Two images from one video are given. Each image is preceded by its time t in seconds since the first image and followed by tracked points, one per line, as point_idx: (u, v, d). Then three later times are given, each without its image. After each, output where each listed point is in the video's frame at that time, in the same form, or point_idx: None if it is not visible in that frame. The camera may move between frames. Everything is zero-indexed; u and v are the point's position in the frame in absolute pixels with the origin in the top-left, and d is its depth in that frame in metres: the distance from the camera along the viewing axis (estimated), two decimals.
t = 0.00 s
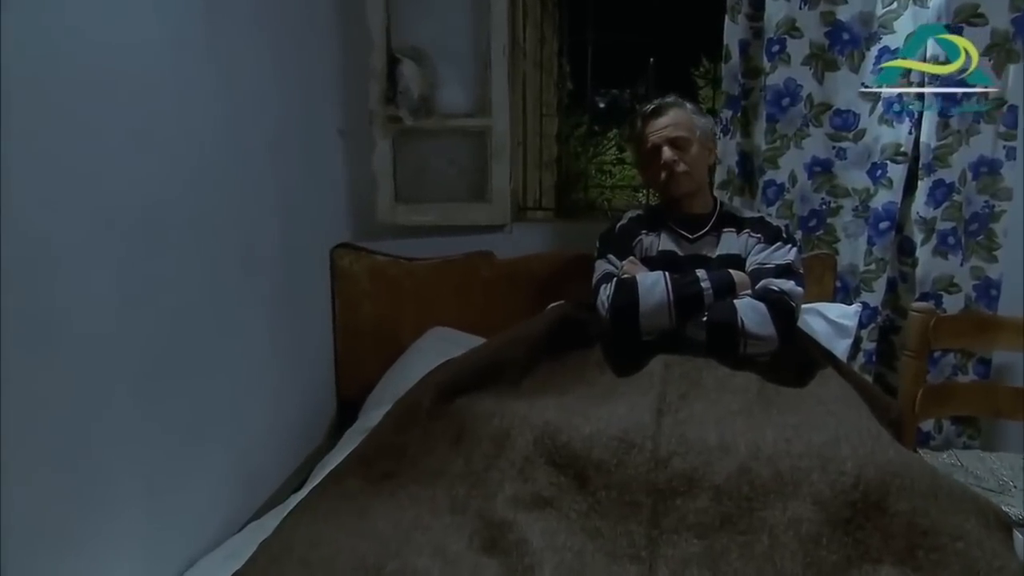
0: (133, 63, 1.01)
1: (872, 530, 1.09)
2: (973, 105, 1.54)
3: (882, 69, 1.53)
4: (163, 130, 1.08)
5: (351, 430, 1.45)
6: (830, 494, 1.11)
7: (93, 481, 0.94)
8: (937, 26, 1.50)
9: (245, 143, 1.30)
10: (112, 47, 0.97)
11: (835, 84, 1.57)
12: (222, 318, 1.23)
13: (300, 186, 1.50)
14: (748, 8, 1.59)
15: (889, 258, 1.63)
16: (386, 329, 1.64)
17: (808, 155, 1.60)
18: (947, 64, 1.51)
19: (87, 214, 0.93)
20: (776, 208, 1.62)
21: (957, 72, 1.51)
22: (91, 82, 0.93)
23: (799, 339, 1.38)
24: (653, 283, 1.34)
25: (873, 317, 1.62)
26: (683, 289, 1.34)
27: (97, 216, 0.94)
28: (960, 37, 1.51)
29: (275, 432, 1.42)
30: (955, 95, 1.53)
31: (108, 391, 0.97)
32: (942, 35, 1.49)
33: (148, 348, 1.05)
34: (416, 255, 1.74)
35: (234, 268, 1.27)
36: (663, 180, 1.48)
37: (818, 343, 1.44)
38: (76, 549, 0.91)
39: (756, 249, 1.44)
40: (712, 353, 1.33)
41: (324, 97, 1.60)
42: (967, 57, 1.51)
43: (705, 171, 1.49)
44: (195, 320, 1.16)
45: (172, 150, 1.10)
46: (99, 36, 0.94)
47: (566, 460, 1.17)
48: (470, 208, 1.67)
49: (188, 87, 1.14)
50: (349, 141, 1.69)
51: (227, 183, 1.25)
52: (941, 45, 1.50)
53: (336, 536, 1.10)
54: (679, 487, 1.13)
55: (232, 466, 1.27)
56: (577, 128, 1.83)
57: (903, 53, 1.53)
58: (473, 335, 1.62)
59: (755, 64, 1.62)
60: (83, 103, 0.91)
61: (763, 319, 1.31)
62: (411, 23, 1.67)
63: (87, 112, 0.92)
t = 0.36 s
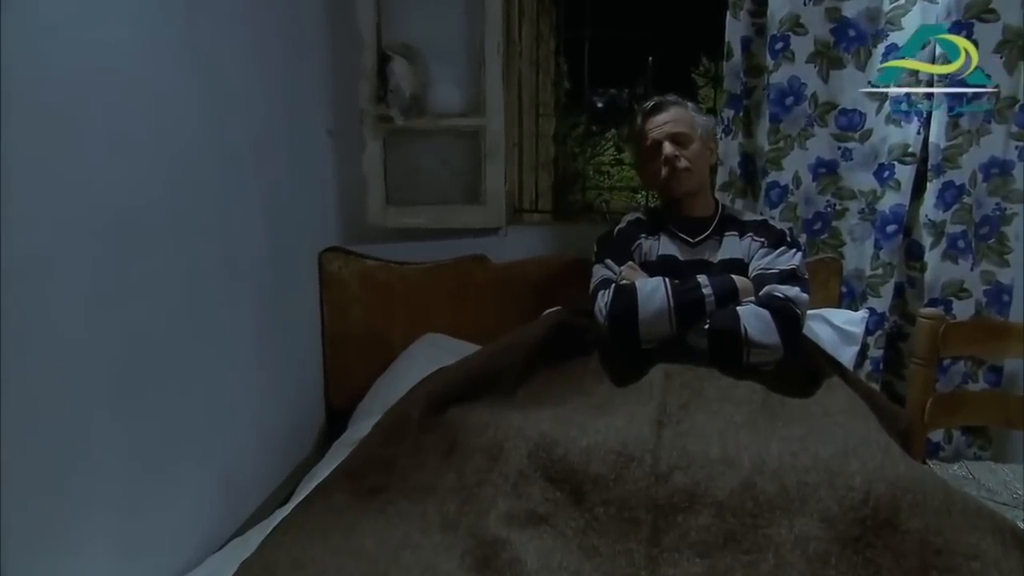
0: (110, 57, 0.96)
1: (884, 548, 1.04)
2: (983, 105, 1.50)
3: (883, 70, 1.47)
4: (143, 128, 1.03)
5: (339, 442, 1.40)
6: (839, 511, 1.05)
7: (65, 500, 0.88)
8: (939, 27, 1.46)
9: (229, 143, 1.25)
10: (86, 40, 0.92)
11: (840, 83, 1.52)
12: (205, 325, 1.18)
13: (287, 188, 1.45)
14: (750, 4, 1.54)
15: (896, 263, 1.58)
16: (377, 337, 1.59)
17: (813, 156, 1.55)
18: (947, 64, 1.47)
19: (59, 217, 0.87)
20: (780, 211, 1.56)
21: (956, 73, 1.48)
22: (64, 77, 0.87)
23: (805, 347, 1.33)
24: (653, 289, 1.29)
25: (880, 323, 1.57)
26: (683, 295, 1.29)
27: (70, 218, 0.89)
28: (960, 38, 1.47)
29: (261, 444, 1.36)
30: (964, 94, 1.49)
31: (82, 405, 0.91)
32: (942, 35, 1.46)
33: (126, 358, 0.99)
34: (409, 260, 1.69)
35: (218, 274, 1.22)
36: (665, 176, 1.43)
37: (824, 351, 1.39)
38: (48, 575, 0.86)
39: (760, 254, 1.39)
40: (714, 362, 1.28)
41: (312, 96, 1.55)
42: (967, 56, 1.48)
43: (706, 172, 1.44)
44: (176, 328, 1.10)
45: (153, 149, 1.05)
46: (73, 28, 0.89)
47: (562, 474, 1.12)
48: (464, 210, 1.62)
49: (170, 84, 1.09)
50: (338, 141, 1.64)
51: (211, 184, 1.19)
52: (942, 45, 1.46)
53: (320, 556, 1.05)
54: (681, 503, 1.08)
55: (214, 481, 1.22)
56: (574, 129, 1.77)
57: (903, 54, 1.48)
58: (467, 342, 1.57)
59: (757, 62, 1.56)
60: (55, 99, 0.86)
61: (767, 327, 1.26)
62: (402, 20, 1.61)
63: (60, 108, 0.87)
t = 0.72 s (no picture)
0: (81, 54, 0.91)
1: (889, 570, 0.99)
2: (986, 107, 1.47)
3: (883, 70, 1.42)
4: (116, 130, 0.98)
5: (323, 456, 1.35)
6: (841, 531, 1.01)
7: (32, 526, 0.83)
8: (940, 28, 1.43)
9: (208, 148, 1.20)
10: (57, 36, 0.86)
11: (839, 85, 1.48)
12: (181, 337, 1.13)
13: (269, 194, 1.40)
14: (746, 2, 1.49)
15: (897, 270, 1.53)
16: (364, 346, 1.54)
17: (810, 160, 1.51)
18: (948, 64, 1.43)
19: (27, 223, 0.82)
20: (777, 216, 1.52)
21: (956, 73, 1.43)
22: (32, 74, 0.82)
23: (805, 358, 1.28)
24: (647, 298, 1.24)
25: (880, 332, 1.52)
26: (678, 305, 1.24)
27: (38, 225, 0.84)
28: (960, 38, 1.43)
29: (241, 460, 1.31)
30: (966, 95, 1.46)
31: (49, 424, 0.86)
32: (942, 35, 1.41)
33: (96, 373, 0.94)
34: (396, 267, 1.64)
35: (194, 283, 1.16)
36: (658, 176, 1.38)
37: (824, 361, 1.34)
38: None
39: (758, 262, 1.34)
40: (711, 375, 1.23)
41: (294, 98, 1.50)
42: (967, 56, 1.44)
43: (701, 173, 1.40)
44: (151, 340, 1.05)
45: (127, 153, 1.00)
46: (43, 22, 0.84)
47: (553, 493, 1.07)
48: (453, 216, 1.58)
49: (145, 83, 1.04)
50: (322, 143, 1.59)
51: (188, 190, 1.14)
52: (942, 45, 1.42)
53: None
54: (677, 523, 1.03)
55: (193, 498, 1.16)
56: (567, 131, 1.73)
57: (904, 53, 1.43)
58: (456, 352, 1.53)
59: (754, 63, 1.52)
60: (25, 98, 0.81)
61: (765, 338, 1.21)
62: (389, 21, 1.57)
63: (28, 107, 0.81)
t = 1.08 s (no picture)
0: (52, 54, 0.86)
1: None
2: (991, 108, 1.43)
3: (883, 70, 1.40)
4: (88, 134, 0.92)
5: (307, 469, 1.30)
6: (845, 550, 0.96)
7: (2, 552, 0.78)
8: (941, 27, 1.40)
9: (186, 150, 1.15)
10: (22, 34, 0.81)
11: (840, 85, 1.44)
12: (159, 349, 1.07)
13: (252, 197, 1.36)
14: None
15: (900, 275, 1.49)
16: (351, 355, 1.49)
17: (811, 162, 1.46)
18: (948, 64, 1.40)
19: None
20: (777, 219, 1.48)
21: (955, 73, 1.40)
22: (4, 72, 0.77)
23: (807, 368, 1.24)
24: (643, 305, 1.20)
25: (883, 339, 1.48)
26: (675, 312, 1.19)
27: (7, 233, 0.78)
28: (960, 38, 1.39)
29: (223, 474, 1.27)
30: (972, 95, 1.41)
31: (18, 444, 0.81)
32: (943, 35, 1.38)
33: (66, 390, 0.88)
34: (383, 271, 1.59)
35: (173, 293, 1.11)
36: (652, 176, 1.33)
37: (825, 370, 1.29)
38: None
39: (757, 267, 1.30)
40: (709, 385, 1.19)
41: (277, 98, 1.45)
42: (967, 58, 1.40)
43: (698, 172, 1.35)
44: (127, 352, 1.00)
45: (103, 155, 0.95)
46: (8, 20, 0.78)
47: (545, 510, 1.03)
48: (442, 219, 1.53)
49: (118, 85, 0.98)
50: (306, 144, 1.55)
51: (166, 194, 1.10)
52: (942, 46, 1.39)
53: None
54: (674, 542, 0.99)
55: (172, 518, 1.11)
56: (562, 130, 1.68)
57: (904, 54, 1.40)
58: (446, 360, 1.48)
59: (752, 62, 1.47)
60: None
61: (765, 347, 1.17)
62: (376, 18, 1.52)
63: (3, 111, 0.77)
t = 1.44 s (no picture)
0: (30, 52, 0.82)
1: None
2: (995, 109, 1.39)
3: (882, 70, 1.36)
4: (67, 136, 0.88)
5: (289, 484, 1.25)
6: (849, 571, 0.92)
7: None
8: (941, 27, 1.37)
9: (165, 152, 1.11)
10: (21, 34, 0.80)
11: (840, 85, 1.40)
12: (135, 361, 1.03)
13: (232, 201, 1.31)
14: None
15: (902, 281, 1.45)
16: (336, 364, 1.45)
17: (810, 165, 1.42)
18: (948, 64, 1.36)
19: None
20: (775, 224, 1.44)
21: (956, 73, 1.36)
22: None
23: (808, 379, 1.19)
24: (637, 314, 1.16)
25: (885, 347, 1.44)
26: (671, 321, 1.15)
27: None
28: (960, 38, 1.36)
29: (203, 489, 1.22)
30: (976, 96, 1.38)
31: None
32: (943, 35, 1.35)
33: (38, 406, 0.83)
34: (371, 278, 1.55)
35: (150, 302, 1.06)
36: (646, 176, 1.28)
37: (826, 380, 1.25)
38: None
39: (755, 274, 1.25)
40: (706, 396, 1.15)
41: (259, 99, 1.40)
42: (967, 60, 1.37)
43: (694, 173, 1.31)
44: (100, 368, 0.95)
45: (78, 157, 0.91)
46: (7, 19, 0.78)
47: (535, 530, 0.98)
48: (429, 223, 1.49)
49: (92, 85, 0.94)
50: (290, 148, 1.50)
51: (144, 198, 1.05)
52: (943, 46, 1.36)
53: None
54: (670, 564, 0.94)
55: (148, 538, 1.06)
56: (556, 129, 1.63)
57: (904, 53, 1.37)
58: (435, 369, 1.44)
59: (750, 61, 1.43)
60: None
61: (764, 357, 1.13)
62: (362, 17, 1.48)
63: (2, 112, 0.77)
